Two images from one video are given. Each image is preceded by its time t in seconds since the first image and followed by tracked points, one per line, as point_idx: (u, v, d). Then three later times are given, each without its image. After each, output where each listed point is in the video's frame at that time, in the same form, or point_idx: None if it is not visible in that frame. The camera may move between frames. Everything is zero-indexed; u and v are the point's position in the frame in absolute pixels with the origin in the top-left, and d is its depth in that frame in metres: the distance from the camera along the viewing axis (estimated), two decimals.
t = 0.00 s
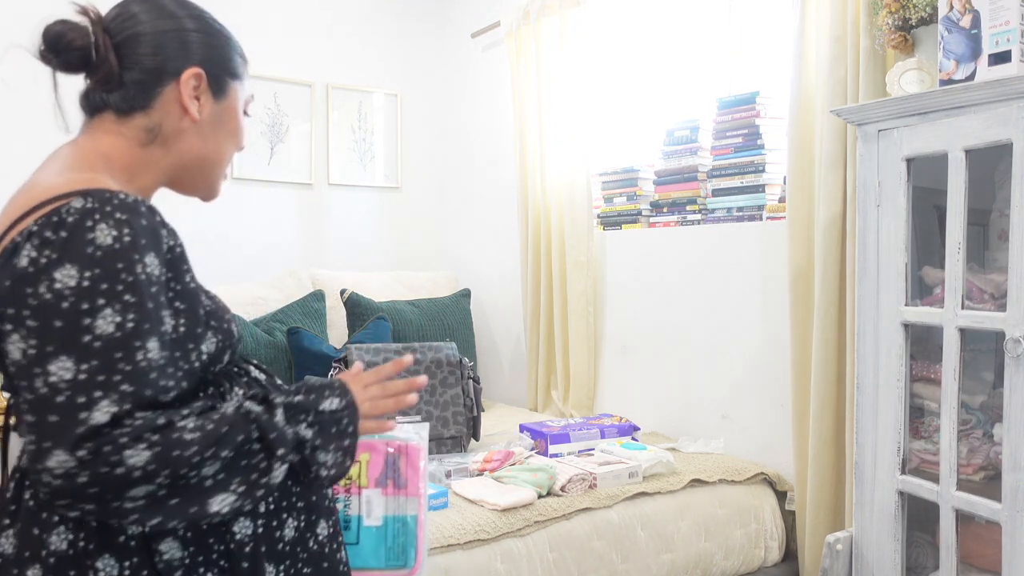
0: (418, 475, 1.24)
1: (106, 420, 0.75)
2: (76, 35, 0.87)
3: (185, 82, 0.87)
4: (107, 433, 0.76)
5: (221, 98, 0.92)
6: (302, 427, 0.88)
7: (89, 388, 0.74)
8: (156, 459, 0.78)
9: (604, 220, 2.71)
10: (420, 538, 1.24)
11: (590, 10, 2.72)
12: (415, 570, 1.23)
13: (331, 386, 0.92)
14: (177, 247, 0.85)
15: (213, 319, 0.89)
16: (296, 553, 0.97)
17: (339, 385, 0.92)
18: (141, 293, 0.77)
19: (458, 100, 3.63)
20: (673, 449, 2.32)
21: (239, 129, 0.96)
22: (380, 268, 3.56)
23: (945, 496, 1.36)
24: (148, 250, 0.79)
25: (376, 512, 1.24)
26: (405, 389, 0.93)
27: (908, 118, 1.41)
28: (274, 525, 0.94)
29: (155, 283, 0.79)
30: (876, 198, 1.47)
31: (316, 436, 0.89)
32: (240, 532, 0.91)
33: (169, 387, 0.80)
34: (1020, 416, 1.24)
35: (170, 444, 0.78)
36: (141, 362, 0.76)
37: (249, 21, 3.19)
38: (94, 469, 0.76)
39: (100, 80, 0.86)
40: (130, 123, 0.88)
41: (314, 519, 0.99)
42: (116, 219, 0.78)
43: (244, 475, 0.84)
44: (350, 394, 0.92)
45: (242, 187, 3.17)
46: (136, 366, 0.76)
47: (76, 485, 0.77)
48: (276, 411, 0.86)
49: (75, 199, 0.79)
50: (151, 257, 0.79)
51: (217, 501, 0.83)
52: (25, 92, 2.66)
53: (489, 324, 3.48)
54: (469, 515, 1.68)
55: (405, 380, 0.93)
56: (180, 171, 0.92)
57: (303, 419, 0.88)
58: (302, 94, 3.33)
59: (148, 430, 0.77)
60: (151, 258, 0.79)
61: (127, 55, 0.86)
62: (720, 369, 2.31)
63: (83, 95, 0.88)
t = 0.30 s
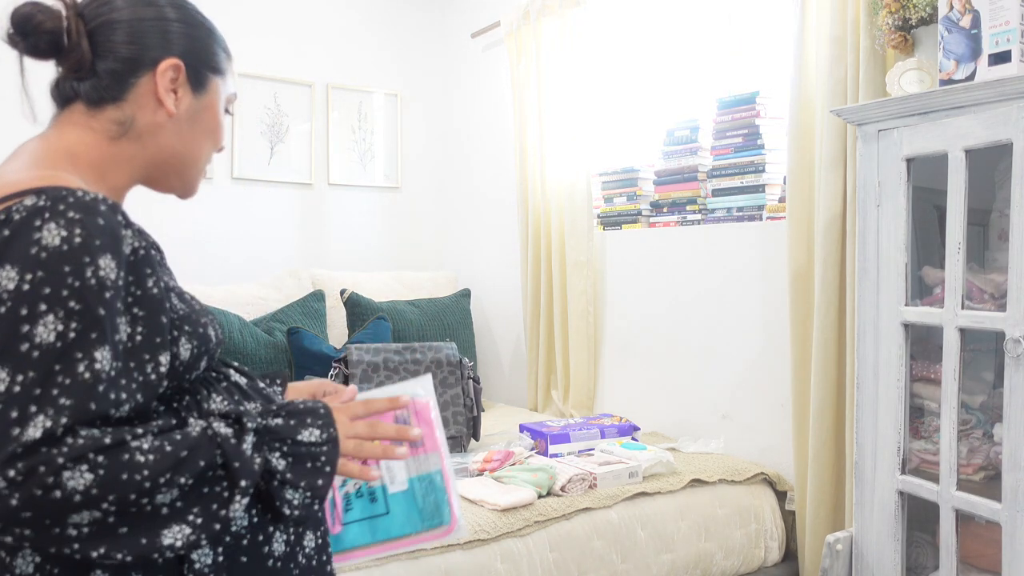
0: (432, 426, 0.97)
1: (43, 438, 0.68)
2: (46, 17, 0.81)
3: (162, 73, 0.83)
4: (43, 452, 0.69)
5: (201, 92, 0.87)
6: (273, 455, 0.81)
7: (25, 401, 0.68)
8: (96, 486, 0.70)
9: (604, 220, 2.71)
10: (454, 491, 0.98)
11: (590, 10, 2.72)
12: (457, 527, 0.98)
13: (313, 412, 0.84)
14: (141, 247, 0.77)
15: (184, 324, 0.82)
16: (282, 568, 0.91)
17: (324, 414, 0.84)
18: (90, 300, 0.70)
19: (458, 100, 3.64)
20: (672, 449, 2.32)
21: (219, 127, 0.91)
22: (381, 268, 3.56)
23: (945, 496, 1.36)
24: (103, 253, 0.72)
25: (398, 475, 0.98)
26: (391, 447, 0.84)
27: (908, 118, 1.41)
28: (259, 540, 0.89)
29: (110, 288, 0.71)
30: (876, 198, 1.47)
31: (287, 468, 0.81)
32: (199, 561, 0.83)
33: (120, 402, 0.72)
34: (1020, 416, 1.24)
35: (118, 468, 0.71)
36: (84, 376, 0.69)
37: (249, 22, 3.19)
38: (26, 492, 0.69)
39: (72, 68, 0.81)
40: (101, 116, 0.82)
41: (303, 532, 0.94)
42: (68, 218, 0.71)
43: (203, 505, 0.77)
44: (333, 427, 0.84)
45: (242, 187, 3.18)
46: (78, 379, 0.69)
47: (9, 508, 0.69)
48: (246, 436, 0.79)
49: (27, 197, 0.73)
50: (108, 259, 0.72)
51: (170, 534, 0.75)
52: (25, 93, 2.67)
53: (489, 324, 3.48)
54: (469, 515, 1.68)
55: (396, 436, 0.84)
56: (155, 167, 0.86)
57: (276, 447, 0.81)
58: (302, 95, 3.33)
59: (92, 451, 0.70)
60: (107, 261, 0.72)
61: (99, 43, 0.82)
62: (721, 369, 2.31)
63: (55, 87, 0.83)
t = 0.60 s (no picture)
0: (458, 372, 0.98)
1: (62, 447, 0.68)
2: (41, 9, 0.80)
3: (160, 64, 0.81)
4: (65, 462, 0.68)
5: (198, 82, 0.85)
6: (287, 443, 0.80)
7: (43, 411, 0.68)
8: (120, 489, 0.70)
9: (604, 220, 2.71)
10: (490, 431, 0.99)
11: (589, 10, 2.72)
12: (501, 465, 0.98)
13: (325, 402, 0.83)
14: (143, 248, 0.76)
15: (188, 325, 0.82)
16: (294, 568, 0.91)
17: (335, 401, 0.84)
18: (97, 304, 0.69)
19: (458, 100, 3.63)
20: (672, 449, 2.32)
21: (218, 118, 0.89)
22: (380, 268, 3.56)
23: (945, 496, 1.36)
24: (105, 257, 0.71)
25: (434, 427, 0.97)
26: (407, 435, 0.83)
27: (908, 118, 1.41)
28: (267, 544, 0.88)
29: (115, 292, 0.71)
30: (876, 198, 1.47)
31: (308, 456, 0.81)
32: (211, 563, 0.83)
33: (134, 405, 0.72)
34: (1020, 416, 1.24)
35: (139, 469, 0.71)
36: (100, 382, 0.68)
37: (249, 22, 3.19)
38: (53, 502, 0.69)
39: (69, 61, 0.80)
40: (101, 111, 0.81)
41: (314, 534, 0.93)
42: (65, 224, 0.71)
43: (225, 499, 0.77)
44: (344, 414, 0.83)
45: (242, 187, 3.18)
46: (93, 386, 0.68)
47: (35, 517, 0.69)
48: (263, 427, 0.79)
49: (23, 203, 0.72)
50: (109, 262, 0.71)
51: (195, 528, 0.75)
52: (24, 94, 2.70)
53: (489, 324, 3.48)
54: (469, 515, 1.68)
55: (409, 420, 0.82)
56: (158, 160, 0.85)
57: (291, 435, 0.81)
58: (302, 94, 3.33)
59: (112, 455, 0.70)
60: (109, 264, 0.71)
61: (95, 34, 0.80)
62: (721, 369, 2.31)
63: (52, 81, 0.82)
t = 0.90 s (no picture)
0: (489, 365, 1.01)
1: (87, 434, 0.68)
2: (81, 23, 0.80)
3: (196, 67, 0.82)
4: (89, 448, 0.69)
5: (234, 82, 0.86)
6: (313, 449, 0.81)
7: (71, 398, 0.68)
8: (143, 479, 0.70)
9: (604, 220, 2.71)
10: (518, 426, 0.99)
11: (589, 9, 2.72)
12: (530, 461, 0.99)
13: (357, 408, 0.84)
14: (180, 245, 0.78)
15: (229, 319, 0.83)
16: (331, 558, 0.91)
17: (365, 410, 0.84)
18: (130, 299, 0.70)
19: (457, 100, 3.63)
20: (673, 449, 2.32)
21: (251, 119, 0.90)
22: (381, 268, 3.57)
23: (945, 496, 1.36)
24: (141, 252, 0.72)
25: (464, 417, 0.98)
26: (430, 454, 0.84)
27: (908, 118, 1.41)
28: (308, 531, 0.89)
29: (149, 286, 0.71)
30: (876, 198, 1.47)
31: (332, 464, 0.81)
32: (242, 554, 0.83)
33: (161, 395, 0.73)
34: (1020, 416, 1.24)
35: (163, 461, 0.71)
36: (126, 372, 0.69)
37: (250, 22, 3.19)
38: (76, 486, 0.69)
39: (109, 72, 0.80)
40: (142, 115, 0.81)
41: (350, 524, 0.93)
42: (105, 221, 0.71)
43: (247, 497, 0.76)
44: (373, 425, 0.83)
45: (242, 187, 3.18)
46: (120, 375, 0.69)
47: (60, 501, 0.70)
48: (288, 430, 0.79)
49: (69, 202, 0.73)
50: (146, 259, 0.72)
51: (215, 524, 0.74)
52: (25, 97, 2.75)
53: (489, 324, 3.48)
54: (469, 515, 1.68)
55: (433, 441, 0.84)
56: (198, 160, 0.85)
57: (317, 440, 0.81)
58: (302, 94, 3.33)
59: (138, 446, 0.70)
60: (145, 259, 0.72)
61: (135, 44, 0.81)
62: (721, 369, 2.31)
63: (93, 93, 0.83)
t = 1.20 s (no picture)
0: (522, 318, 1.18)
1: (159, 416, 0.73)
2: (135, 38, 0.83)
3: (240, 76, 0.86)
4: (162, 431, 0.73)
5: (275, 86, 0.91)
6: (363, 417, 0.84)
7: (142, 384, 0.73)
8: (211, 456, 0.75)
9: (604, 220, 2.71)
10: (560, 370, 1.16)
11: (590, 9, 2.72)
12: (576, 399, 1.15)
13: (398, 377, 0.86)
14: (229, 241, 0.82)
15: (272, 312, 0.87)
16: (372, 542, 0.93)
17: (406, 377, 0.87)
18: (187, 292, 0.75)
19: (457, 99, 3.63)
20: (673, 449, 2.33)
21: (290, 121, 0.95)
22: (381, 268, 3.57)
23: (945, 496, 1.36)
24: (192, 249, 0.76)
25: (507, 369, 1.15)
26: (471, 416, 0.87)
27: (908, 118, 1.41)
28: (345, 516, 0.91)
29: (203, 280, 0.76)
30: (876, 198, 1.47)
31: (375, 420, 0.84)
32: (288, 532, 0.85)
33: (223, 380, 0.77)
34: (1020, 416, 1.24)
35: (226, 437, 0.75)
36: (190, 359, 0.74)
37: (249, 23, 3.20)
38: (153, 466, 0.74)
39: (161, 83, 0.84)
40: (191, 121, 0.86)
41: (391, 511, 0.95)
42: (158, 221, 0.76)
43: (306, 470, 0.80)
44: (414, 392, 0.86)
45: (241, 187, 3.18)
46: (185, 362, 0.73)
47: (140, 480, 0.74)
48: (338, 401, 0.82)
49: (123, 207, 0.78)
50: (199, 254, 0.77)
51: (279, 492, 0.79)
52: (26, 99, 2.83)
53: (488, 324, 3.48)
54: (469, 515, 1.67)
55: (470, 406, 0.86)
56: (244, 161, 0.90)
57: (364, 409, 0.84)
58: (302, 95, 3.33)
59: (201, 425, 0.74)
60: (197, 256, 0.76)
61: (185, 55, 0.85)
62: (721, 369, 2.31)
63: (146, 103, 0.87)
